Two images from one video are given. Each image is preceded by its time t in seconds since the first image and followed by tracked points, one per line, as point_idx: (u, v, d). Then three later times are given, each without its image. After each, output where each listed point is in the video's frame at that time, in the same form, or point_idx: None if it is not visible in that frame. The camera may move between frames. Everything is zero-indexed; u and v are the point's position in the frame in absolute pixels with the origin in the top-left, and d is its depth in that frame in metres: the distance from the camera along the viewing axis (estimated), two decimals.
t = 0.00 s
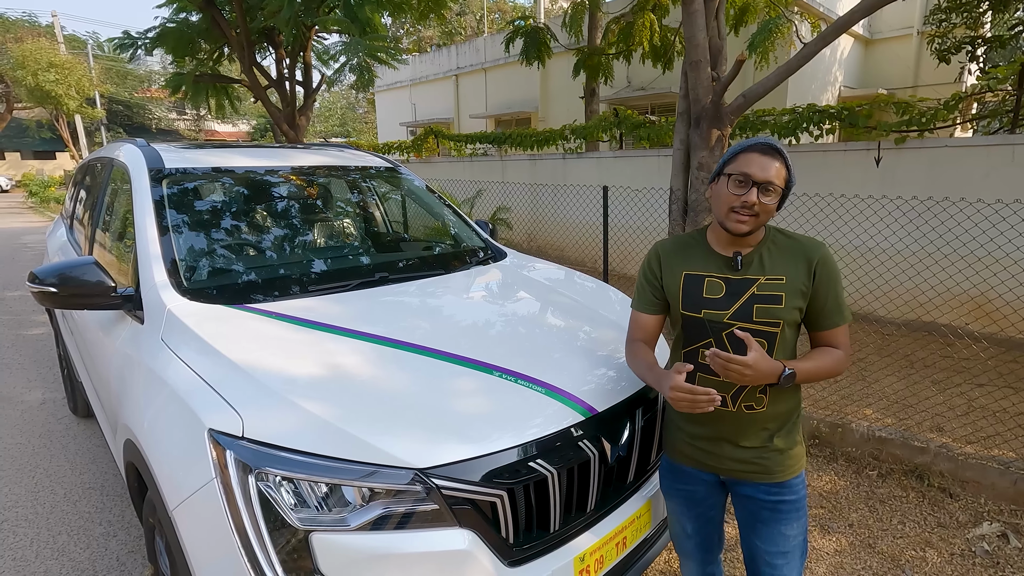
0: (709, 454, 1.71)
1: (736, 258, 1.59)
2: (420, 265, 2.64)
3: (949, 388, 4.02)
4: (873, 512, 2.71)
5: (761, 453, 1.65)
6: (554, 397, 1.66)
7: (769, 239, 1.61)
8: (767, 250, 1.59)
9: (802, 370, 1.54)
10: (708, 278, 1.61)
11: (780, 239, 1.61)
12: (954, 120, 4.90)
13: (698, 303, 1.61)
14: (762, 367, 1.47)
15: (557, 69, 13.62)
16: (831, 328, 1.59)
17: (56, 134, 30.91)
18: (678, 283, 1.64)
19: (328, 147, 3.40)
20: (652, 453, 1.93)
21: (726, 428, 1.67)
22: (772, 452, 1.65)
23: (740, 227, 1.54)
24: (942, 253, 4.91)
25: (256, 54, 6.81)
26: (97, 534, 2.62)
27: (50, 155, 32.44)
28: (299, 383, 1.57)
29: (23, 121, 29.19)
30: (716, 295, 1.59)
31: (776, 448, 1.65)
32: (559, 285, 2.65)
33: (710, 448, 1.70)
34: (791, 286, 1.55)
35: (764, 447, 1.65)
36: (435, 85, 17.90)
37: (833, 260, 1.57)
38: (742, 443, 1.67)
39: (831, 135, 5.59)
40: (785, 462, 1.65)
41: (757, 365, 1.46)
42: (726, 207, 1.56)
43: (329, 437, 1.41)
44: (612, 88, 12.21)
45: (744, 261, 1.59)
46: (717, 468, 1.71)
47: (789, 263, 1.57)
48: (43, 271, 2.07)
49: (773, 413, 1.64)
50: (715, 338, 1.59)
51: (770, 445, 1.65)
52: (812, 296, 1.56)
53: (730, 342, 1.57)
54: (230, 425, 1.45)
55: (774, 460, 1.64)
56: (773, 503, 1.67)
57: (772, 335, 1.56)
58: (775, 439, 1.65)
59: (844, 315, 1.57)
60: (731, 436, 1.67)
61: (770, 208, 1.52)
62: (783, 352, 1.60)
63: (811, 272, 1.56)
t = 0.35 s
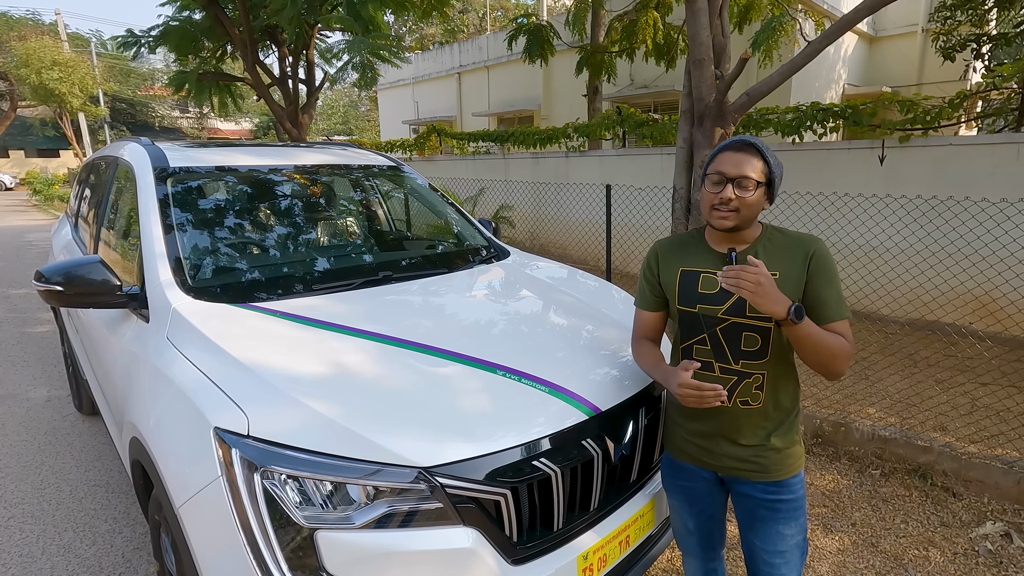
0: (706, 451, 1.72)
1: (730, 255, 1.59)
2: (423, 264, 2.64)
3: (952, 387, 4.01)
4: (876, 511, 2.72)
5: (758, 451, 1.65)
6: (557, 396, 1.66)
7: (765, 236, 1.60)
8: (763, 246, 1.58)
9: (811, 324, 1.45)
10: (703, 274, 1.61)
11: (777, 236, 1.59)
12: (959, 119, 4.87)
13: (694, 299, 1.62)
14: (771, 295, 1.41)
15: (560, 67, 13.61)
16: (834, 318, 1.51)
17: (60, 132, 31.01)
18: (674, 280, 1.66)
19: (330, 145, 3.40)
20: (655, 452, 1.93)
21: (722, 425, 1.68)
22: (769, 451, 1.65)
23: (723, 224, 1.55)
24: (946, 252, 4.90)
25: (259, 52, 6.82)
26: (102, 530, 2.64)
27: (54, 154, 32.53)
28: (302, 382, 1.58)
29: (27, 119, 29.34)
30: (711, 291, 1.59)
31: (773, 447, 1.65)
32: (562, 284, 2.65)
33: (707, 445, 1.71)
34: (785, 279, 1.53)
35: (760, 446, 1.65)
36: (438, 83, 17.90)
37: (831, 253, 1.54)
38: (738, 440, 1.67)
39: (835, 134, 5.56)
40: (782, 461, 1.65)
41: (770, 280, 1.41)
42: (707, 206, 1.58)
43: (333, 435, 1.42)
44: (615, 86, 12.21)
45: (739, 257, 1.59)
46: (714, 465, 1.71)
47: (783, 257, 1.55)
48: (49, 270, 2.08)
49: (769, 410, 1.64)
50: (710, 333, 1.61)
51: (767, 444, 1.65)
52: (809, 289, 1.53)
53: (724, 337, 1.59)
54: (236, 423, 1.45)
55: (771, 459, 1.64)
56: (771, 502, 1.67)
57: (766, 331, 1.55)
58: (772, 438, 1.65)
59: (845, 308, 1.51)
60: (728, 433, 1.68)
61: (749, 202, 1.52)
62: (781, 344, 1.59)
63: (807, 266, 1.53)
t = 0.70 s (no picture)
0: (702, 445, 1.75)
1: (711, 257, 1.61)
2: (425, 262, 2.64)
3: (956, 386, 4.01)
4: (878, 511, 2.72)
5: (746, 451, 1.65)
6: (560, 395, 1.66)
7: (749, 235, 1.57)
8: (745, 247, 1.56)
9: (751, 378, 1.46)
10: (690, 275, 1.65)
11: (762, 235, 1.55)
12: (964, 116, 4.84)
13: (681, 299, 1.67)
14: (698, 373, 1.47)
15: (563, 64, 13.57)
16: (802, 326, 1.44)
17: (63, 129, 31.06)
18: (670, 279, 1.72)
19: (332, 144, 3.40)
20: (658, 451, 1.93)
21: (715, 422, 1.70)
22: (759, 452, 1.63)
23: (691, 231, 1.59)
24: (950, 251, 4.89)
25: (261, 50, 6.81)
26: (107, 527, 2.65)
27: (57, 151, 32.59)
28: (306, 380, 1.58)
29: (30, 116, 29.39)
30: (694, 291, 1.64)
31: (762, 450, 1.63)
32: (564, 282, 2.65)
33: (703, 439, 1.74)
34: (754, 282, 1.51)
35: (750, 446, 1.64)
36: (440, 81, 17.88)
37: (808, 254, 1.46)
38: (728, 437, 1.68)
39: (839, 131, 5.53)
40: (772, 465, 1.62)
41: (691, 369, 1.47)
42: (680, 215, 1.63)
43: (336, 433, 1.42)
44: (618, 83, 12.18)
45: (721, 259, 1.60)
46: (710, 460, 1.74)
47: (758, 258, 1.52)
48: (53, 268, 2.08)
49: (760, 412, 1.62)
50: (695, 332, 1.66)
51: (756, 445, 1.64)
52: (779, 291, 1.48)
53: (704, 337, 1.63)
54: (240, 422, 1.46)
55: (758, 461, 1.62)
56: (761, 504, 1.66)
57: (738, 332, 1.56)
58: (761, 440, 1.63)
59: (813, 313, 1.42)
60: (719, 429, 1.69)
61: (705, 207, 1.53)
62: (759, 351, 1.57)
63: (778, 266, 1.48)
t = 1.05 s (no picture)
0: (702, 442, 1.75)
1: (715, 254, 1.61)
2: (427, 260, 2.64)
3: (958, 385, 4.00)
4: (880, 509, 2.71)
5: (743, 450, 1.64)
6: (561, 393, 1.66)
7: (756, 233, 1.56)
8: (748, 246, 1.55)
9: (738, 379, 1.45)
10: (693, 271, 1.66)
11: (764, 234, 1.54)
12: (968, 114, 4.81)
13: (683, 295, 1.69)
14: (682, 372, 1.47)
15: (565, 61, 13.54)
16: (796, 328, 1.42)
17: (65, 127, 31.10)
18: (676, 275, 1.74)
19: (334, 141, 3.39)
20: (660, 449, 1.93)
21: (713, 419, 1.70)
22: (755, 452, 1.62)
23: (703, 225, 1.57)
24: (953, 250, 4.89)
25: (264, 47, 6.81)
26: (109, 524, 2.66)
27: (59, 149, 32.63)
28: (308, 378, 1.58)
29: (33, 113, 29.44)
30: (695, 288, 1.64)
31: (759, 450, 1.61)
32: (566, 280, 2.64)
33: (702, 437, 1.74)
34: (751, 281, 1.50)
35: (746, 446, 1.63)
36: (442, 78, 17.85)
37: (807, 255, 1.44)
38: (725, 436, 1.68)
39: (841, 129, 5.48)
40: (767, 465, 1.61)
41: (676, 368, 1.47)
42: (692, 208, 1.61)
43: (338, 431, 1.42)
44: (620, 81, 12.15)
45: (723, 256, 1.60)
46: (709, 457, 1.73)
47: (759, 258, 1.51)
48: (55, 265, 2.08)
49: (757, 411, 1.61)
50: (695, 329, 1.67)
51: (752, 445, 1.62)
52: (774, 291, 1.47)
53: (703, 334, 1.63)
54: (241, 420, 1.46)
55: (754, 460, 1.62)
56: (758, 503, 1.65)
57: (735, 331, 1.56)
58: (758, 440, 1.62)
59: (806, 315, 1.40)
60: (717, 427, 1.69)
61: (724, 203, 1.51)
62: (756, 352, 1.56)
63: (776, 267, 1.47)
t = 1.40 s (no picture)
0: (705, 442, 1.73)
1: (731, 251, 1.59)
2: (428, 257, 2.63)
3: (960, 383, 3.98)
4: (881, 507, 2.70)
5: (751, 448, 1.63)
6: (561, 391, 1.65)
7: (772, 233, 1.57)
8: (767, 245, 1.55)
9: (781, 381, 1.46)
10: (704, 269, 1.63)
11: (784, 235, 1.55)
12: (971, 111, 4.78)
13: (693, 293, 1.65)
14: (734, 376, 1.44)
15: (566, 58, 13.51)
16: (825, 329, 1.45)
17: (67, 123, 31.14)
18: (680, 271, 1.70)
19: (335, 138, 3.38)
20: (660, 447, 1.92)
21: (719, 418, 1.69)
22: (763, 449, 1.62)
23: (737, 221, 1.53)
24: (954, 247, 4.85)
25: (265, 43, 6.80)
26: (109, 521, 2.66)
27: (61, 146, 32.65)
28: (307, 376, 1.58)
29: (35, 110, 29.52)
30: (708, 286, 1.61)
31: (767, 448, 1.61)
32: (566, 277, 2.64)
33: (705, 436, 1.72)
34: (777, 281, 1.50)
35: (754, 443, 1.63)
36: (443, 75, 17.82)
37: (834, 258, 1.46)
38: (732, 435, 1.66)
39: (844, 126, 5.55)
40: (777, 462, 1.61)
41: (728, 374, 1.43)
42: (722, 203, 1.57)
43: (336, 429, 1.41)
44: (622, 78, 12.12)
45: (740, 254, 1.58)
46: (712, 458, 1.72)
47: (783, 258, 1.51)
48: (54, 262, 2.08)
49: (766, 409, 1.61)
50: (705, 328, 1.64)
51: (760, 442, 1.62)
52: (803, 293, 1.47)
53: (717, 333, 1.60)
54: (240, 417, 1.45)
55: (762, 458, 1.61)
56: (764, 500, 1.65)
57: (755, 331, 1.54)
58: (766, 437, 1.61)
59: (837, 318, 1.43)
60: (723, 426, 1.68)
61: (766, 200, 1.50)
62: (774, 353, 1.56)
63: (804, 269, 1.47)
